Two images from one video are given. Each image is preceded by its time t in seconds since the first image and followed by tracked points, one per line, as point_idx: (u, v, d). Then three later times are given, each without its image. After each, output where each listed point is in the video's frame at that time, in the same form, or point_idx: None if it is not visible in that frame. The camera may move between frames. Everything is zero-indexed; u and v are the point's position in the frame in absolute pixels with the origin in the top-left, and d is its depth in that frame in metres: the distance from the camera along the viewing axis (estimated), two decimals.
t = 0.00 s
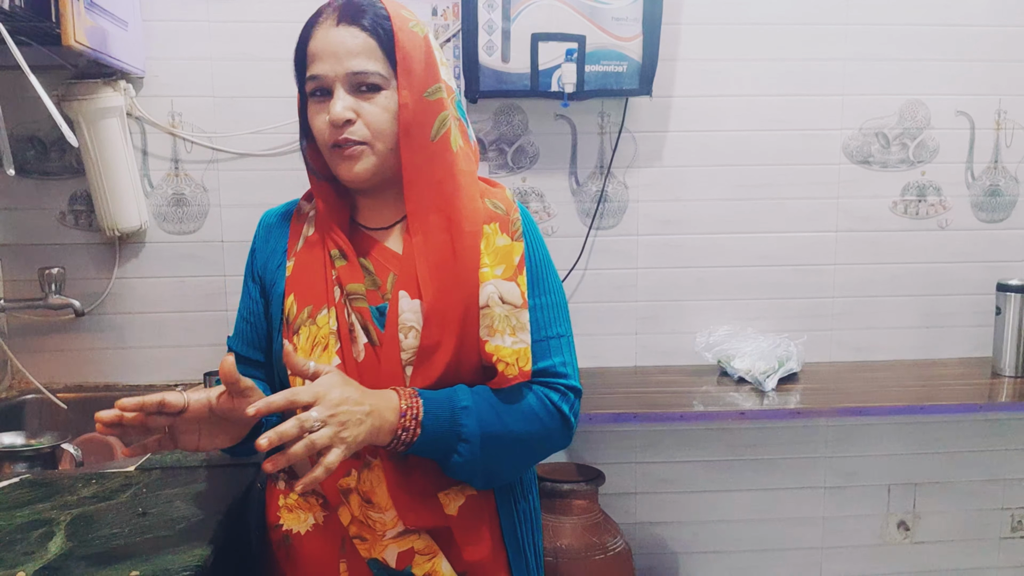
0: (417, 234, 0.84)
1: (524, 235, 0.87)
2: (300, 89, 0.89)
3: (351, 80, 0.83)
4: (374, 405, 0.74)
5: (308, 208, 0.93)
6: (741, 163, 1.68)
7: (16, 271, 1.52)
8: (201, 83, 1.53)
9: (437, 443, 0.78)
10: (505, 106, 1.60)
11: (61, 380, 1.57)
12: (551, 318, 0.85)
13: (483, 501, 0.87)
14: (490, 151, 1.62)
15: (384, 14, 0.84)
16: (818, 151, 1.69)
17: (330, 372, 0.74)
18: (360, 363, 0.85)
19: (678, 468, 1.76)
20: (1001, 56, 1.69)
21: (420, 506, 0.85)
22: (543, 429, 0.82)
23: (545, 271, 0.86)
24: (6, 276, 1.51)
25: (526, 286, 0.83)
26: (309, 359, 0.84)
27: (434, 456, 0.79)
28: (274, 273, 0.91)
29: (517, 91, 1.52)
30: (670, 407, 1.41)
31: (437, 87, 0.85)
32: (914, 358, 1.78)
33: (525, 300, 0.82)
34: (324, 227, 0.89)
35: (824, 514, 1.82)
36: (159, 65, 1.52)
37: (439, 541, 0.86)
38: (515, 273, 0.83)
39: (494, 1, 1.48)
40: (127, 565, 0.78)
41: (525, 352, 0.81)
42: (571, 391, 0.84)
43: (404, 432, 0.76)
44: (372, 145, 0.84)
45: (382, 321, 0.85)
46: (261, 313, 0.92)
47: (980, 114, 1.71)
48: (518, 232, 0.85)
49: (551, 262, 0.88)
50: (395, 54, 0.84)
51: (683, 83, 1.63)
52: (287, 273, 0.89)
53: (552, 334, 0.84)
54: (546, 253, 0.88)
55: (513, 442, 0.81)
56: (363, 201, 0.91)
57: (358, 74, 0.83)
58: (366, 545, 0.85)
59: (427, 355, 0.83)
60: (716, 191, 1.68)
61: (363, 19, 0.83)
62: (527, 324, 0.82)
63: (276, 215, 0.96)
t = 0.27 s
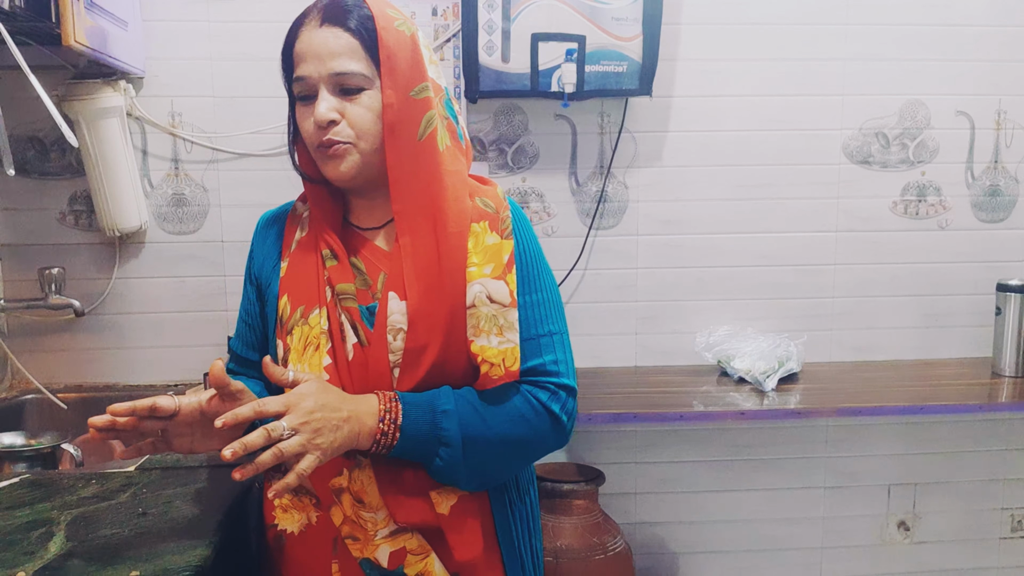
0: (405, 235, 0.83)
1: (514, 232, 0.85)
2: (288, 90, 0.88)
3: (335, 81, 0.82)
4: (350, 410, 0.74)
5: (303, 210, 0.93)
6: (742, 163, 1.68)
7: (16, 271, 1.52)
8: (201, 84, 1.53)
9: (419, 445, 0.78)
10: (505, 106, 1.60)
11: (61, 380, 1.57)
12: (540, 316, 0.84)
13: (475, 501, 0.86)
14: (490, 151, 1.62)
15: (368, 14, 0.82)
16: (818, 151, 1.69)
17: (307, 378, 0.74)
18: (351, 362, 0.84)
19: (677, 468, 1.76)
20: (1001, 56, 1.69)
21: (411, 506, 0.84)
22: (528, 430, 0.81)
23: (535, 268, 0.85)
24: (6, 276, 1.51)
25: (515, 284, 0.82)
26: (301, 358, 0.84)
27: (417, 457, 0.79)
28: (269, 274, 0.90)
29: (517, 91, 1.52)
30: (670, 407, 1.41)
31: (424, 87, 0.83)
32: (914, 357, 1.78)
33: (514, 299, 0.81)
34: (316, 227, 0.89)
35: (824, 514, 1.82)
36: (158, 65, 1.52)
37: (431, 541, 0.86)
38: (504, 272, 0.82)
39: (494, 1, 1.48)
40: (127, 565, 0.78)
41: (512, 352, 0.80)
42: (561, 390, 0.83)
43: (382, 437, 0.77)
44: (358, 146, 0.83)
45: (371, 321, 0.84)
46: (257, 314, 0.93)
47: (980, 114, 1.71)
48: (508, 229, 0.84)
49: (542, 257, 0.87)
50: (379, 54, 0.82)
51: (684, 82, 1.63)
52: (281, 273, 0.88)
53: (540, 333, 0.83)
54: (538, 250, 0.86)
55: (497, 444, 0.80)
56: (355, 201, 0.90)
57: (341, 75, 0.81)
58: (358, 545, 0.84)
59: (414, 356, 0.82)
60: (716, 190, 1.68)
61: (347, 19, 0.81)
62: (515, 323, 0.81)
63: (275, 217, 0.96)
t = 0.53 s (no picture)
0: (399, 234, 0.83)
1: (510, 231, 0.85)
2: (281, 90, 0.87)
3: (327, 80, 0.81)
4: (349, 411, 0.74)
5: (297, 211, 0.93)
6: (742, 163, 1.68)
7: (16, 271, 1.52)
8: (201, 84, 1.53)
9: (418, 444, 0.78)
10: (505, 107, 1.60)
11: (61, 380, 1.57)
12: (538, 312, 0.84)
13: (474, 500, 0.86)
14: (490, 151, 1.62)
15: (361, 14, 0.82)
16: (818, 151, 1.69)
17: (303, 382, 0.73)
18: (346, 362, 0.84)
19: (677, 468, 1.76)
20: (1001, 56, 1.69)
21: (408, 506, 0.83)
22: (528, 427, 0.81)
23: (532, 265, 0.85)
24: (6, 276, 1.51)
25: (510, 282, 0.82)
26: (297, 359, 0.84)
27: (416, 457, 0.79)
28: (263, 274, 0.90)
29: (517, 91, 1.52)
30: (670, 407, 1.41)
31: (419, 87, 0.83)
32: (914, 357, 1.78)
33: (510, 297, 0.81)
34: (311, 228, 0.89)
35: (824, 514, 1.82)
36: (158, 65, 1.52)
37: (429, 541, 0.86)
38: (500, 270, 0.82)
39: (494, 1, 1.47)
40: (127, 565, 0.78)
41: (508, 350, 0.80)
42: (561, 386, 0.83)
43: (382, 437, 0.76)
44: (351, 146, 0.82)
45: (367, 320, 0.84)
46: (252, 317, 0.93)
47: (980, 114, 1.71)
48: (503, 228, 0.84)
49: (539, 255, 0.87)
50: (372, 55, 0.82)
51: (683, 82, 1.63)
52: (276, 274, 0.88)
53: (539, 330, 0.83)
54: (534, 248, 0.87)
55: (497, 442, 0.80)
56: (350, 201, 0.90)
57: (333, 76, 0.81)
58: (355, 546, 0.85)
59: (410, 355, 0.82)
60: (716, 190, 1.68)
61: (339, 20, 0.81)
62: (512, 321, 0.81)
63: (268, 218, 0.95)
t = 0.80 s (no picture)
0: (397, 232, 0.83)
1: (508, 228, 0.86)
2: (278, 88, 0.87)
3: (325, 80, 0.81)
4: (349, 409, 0.73)
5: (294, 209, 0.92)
6: (742, 163, 1.68)
7: (16, 271, 1.52)
8: (201, 84, 1.53)
9: (419, 442, 0.77)
10: (505, 107, 1.60)
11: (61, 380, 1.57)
12: (538, 308, 0.84)
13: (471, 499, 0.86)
14: (490, 151, 1.62)
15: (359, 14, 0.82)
16: (818, 151, 1.69)
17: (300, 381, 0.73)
18: (342, 358, 0.83)
19: (677, 468, 1.76)
20: (1001, 56, 1.69)
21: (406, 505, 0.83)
22: (529, 422, 0.80)
23: (531, 261, 0.85)
24: (6, 276, 1.51)
25: (508, 277, 0.82)
26: (294, 354, 0.83)
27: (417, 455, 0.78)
28: (259, 271, 0.89)
29: (517, 91, 1.52)
30: (670, 407, 1.41)
31: (417, 88, 0.83)
32: (914, 358, 1.78)
33: (508, 292, 0.81)
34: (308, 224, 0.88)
35: (824, 514, 1.82)
36: (158, 65, 1.52)
37: (425, 539, 0.86)
38: (498, 265, 0.82)
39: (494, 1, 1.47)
40: (127, 565, 0.78)
41: (508, 344, 0.80)
42: (561, 382, 0.83)
43: (383, 435, 0.76)
44: (349, 145, 0.82)
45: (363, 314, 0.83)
46: (245, 313, 0.91)
47: (980, 114, 1.71)
48: (501, 224, 0.85)
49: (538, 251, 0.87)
50: (371, 54, 0.81)
51: (684, 83, 1.63)
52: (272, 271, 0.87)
53: (539, 325, 0.83)
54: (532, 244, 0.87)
55: (499, 438, 0.79)
56: (347, 198, 0.90)
57: (331, 75, 0.81)
58: (351, 545, 0.84)
59: (407, 351, 0.81)
60: (716, 191, 1.68)
61: (338, 19, 0.81)
62: (511, 316, 0.81)
63: (264, 217, 0.94)
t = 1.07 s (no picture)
0: (399, 230, 0.81)
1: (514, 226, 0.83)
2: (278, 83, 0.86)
3: (324, 73, 0.79)
4: (353, 415, 0.71)
5: (294, 205, 0.91)
6: (742, 163, 1.68)
7: (17, 271, 1.52)
8: (202, 84, 1.53)
9: (423, 448, 0.75)
10: (505, 107, 1.60)
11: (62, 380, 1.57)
12: (545, 308, 0.82)
13: (475, 505, 0.85)
14: (490, 151, 1.62)
15: (360, 8, 0.80)
16: (819, 151, 1.69)
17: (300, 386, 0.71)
18: (343, 358, 0.82)
19: (677, 468, 1.76)
20: (1001, 56, 1.69)
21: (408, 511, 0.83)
22: (536, 427, 0.78)
23: (537, 261, 0.83)
24: (6, 276, 1.51)
25: (514, 277, 0.80)
26: (291, 354, 0.82)
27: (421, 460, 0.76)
28: (259, 267, 0.88)
29: (517, 91, 1.52)
30: (670, 407, 1.41)
31: (419, 82, 0.82)
32: (914, 358, 1.78)
33: (513, 292, 0.79)
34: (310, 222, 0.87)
35: (824, 514, 1.82)
36: (159, 65, 1.52)
37: (425, 548, 0.85)
38: (504, 263, 0.80)
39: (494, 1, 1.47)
40: (127, 565, 0.78)
41: (514, 346, 0.78)
42: (569, 385, 0.80)
43: (387, 441, 0.74)
44: (349, 140, 0.81)
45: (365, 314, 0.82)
46: (242, 304, 0.88)
47: (980, 114, 1.71)
48: (506, 221, 0.82)
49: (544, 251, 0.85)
50: (371, 47, 0.80)
51: (684, 82, 1.63)
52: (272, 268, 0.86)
53: (546, 326, 0.81)
54: (538, 243, 0.85)
55: (505, 444, 0.77)
56: (350, 196, 0.89)
57: (330, 69, 0.79)
58: (346, 553, 0.83)
59: (409, 352, 0.79)
60: (716, 191, 1.68)
61: (337, 12, 0.79)
62: (517, 316, 0.79)
63: (263, 213, 0.93)
